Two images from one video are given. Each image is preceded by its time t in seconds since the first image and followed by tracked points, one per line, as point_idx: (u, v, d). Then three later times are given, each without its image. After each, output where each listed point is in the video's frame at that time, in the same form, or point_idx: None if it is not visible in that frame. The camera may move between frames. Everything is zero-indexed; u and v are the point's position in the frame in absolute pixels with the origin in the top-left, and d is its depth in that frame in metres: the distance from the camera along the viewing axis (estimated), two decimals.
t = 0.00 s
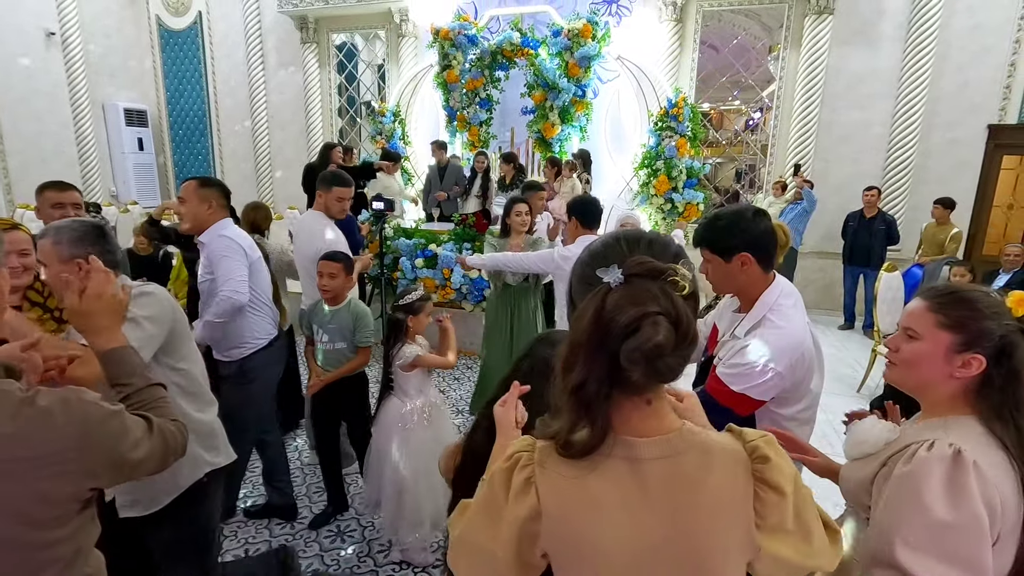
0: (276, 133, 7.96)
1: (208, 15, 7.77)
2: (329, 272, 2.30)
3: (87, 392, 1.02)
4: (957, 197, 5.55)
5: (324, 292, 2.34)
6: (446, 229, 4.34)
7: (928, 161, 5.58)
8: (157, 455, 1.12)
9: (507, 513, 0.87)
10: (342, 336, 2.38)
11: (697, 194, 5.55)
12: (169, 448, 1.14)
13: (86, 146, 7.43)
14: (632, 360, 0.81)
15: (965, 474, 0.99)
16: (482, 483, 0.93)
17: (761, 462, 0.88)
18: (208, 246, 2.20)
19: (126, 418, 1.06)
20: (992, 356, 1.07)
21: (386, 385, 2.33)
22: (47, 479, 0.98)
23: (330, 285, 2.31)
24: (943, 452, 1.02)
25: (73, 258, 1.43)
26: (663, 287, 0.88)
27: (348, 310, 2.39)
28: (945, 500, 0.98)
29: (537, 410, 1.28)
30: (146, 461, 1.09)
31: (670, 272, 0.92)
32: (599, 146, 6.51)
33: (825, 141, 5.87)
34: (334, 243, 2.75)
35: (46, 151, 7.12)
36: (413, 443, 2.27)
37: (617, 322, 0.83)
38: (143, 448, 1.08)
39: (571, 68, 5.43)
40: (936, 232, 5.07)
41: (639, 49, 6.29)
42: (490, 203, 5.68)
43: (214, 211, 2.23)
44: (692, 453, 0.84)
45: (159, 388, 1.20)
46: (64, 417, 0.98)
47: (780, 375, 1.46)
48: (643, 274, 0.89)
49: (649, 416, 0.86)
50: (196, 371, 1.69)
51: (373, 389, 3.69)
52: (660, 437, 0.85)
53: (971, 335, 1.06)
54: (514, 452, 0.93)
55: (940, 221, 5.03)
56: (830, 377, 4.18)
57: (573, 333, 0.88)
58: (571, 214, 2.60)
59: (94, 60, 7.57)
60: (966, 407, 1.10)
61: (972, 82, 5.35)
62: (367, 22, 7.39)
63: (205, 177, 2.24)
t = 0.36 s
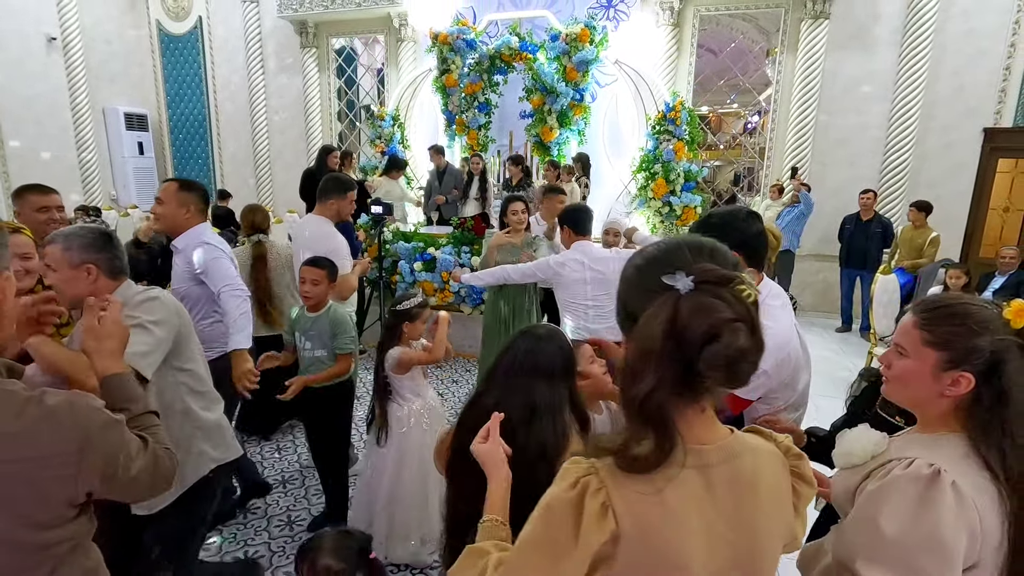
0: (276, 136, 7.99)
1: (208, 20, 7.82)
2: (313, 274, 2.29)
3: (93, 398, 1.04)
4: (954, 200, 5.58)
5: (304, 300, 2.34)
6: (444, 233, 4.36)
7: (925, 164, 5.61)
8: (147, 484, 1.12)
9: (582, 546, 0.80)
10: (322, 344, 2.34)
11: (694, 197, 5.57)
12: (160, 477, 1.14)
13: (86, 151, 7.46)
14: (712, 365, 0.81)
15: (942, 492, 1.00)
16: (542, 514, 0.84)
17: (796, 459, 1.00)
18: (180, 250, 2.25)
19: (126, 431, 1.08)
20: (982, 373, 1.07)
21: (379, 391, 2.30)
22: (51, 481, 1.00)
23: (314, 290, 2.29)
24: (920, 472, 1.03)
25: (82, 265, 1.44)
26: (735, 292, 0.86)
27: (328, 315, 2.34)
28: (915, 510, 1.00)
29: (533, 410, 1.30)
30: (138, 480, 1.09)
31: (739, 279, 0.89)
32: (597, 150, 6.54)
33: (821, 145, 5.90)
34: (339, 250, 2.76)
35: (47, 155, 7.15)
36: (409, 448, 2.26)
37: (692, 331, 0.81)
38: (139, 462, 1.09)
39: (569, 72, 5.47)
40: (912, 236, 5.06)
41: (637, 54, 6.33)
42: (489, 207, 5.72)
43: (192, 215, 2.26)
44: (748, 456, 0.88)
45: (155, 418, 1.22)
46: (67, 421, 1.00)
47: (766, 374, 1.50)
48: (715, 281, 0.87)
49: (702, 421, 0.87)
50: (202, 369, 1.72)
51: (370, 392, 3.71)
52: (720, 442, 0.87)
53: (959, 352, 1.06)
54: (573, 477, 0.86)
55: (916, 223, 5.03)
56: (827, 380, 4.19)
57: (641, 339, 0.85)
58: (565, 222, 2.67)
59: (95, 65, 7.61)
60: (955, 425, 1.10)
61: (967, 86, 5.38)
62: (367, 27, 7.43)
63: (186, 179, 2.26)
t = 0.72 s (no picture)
0: (276, 139, 8.02)
1: (209, 22, 7.84)
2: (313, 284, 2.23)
3: (99, 385, 0.99)
4: (951, 202, 5.61)
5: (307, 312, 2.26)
6: (445, 235, 4.38)
7: (922, 167, 5.65)
8: (166, 458, 1.07)
9: (659, 537, 0.77)
10: (318, 358, 2.27)
11: (694, 200, 5.61)
12: (178, 449, 1.09)
13: (87, 152, 7.49)
14: (796, 367, 0.77)
15: (955, 519, 0.98)
16: (621, 503, 0.80)
17: (850, 461, 0.95)
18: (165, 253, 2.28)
19: (135, 411, 1.01)
20: (958, 373, 1.04)
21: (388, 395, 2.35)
22: (71, 466, 0.96)
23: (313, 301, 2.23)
24: (934, 495, 1.01)
25: (143, 252, 1.52)
26: (814, 298, 0.84)
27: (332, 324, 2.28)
28: (927, 543, 0.99)
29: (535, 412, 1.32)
30: (154, 457, 1.03)
31: (815, 286, 0.86)
32: (596, 152, 6.56)
33: (820, 148, 5.94)
34: (344, 252, 2.77)
35: (47, 158, 7.16)
36: (417, 451, 2.28)
37: (775, 336, 0.77)
38: (154, 441, 1.03)
39: (568, 75, 5.49)
40: (898, 238, 4.83)
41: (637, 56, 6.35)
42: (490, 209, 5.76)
43: (182, 215, 2.28)
44: (808, 453, 0.81)
45: (168, 390, 1.14)
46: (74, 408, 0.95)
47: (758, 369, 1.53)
48: (796, 286, 0.82)
49: (769, 418, 0.82)
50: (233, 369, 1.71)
51: (376, 391, 3.75)
52: (782, 437, 0.81)
53: (909, 343, 1.09)
54: (643, 466, 0.81)
55: (900, 227, 4.81)
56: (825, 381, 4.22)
57: (724, 339, 0.79)
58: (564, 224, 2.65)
59: (96, 68, 7.63)
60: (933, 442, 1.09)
61: (964, 90, 5.42)
62: (367, 30, 7.46)
63: (172, 180, 2.27)
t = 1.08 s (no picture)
0: (274, 138, 8.00)
1: (207, 21, 7.81)
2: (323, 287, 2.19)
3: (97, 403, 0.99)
4: (949, 204, 5.64)
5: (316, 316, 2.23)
6: (444, 235, 4.37)
7: (921, 168, 5.67)
8: (147, 503, 1.06)
9: (698, 522, 0.73)
10: (324, 360, 2.24)
11: (693, 201, 5.59)
12: (158, 496, 1.09)
13: (84, 151, 7.46)
14: (863, 358, 0.74)
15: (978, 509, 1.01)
16: (662, 481, 0.77)
17: (907, 473, 0.88)
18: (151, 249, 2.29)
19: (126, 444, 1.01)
20: (980, 363, 1.08)
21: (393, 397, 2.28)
22: (59, 483, 0.93)
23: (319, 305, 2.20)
24: (955, 488, 1.03)
25: (191, 245, 1.59)
26: (878, 291, 0.80)
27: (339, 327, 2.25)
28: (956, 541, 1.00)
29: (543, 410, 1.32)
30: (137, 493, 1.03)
31: (879, 278, 0.83)
32: (595, 153, 6.58)
33: (818, 149, 5.95)
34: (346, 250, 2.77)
35: (44, 156, 7.13)
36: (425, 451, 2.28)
37: (840, 329, 0.75)
38: (139, 476, 1.03)
39: (567, 75, 5.50)
40: (877, 244, 4.89)
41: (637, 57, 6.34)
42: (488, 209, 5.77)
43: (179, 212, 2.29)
44: (858, 457, 0.79)
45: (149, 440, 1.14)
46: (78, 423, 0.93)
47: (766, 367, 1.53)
48: (860, 277, 0.79)
49: (818, 417, 0.80)
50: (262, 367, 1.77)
51: (377, 390, 3.76)
52: (832, 439, 0.79)
53: (919, 340, 1.13)
54: (686, 447, 0.79)
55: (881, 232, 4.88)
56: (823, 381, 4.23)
57: (782, 331, 0.77)
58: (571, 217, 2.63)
59: (93, 66, 7.61)
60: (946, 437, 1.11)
61: (962, 92, 5.44)
62: (366, 29, 7.45)
63: (165, 177, 2.28)
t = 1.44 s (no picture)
0: (271, 137, 7.98)
1: (203, 19, 7.78)
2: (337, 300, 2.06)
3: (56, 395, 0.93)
4: (944, 205, 5.67)
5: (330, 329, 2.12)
6: (442, 234, 4.37)
7: (916, 169, 5.70)
8: (133, 488, 1.02)
9: (679, 535, 0.73)
10: (337, 373, 2.12)
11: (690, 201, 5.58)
12: (146, 478, 1.05)
13: (79, 150, 7.40)
14: (872, 367, 0.71)
15: (969, 512, 1.02)
16: (643, 494, 0.77)
17: (927, 492, 0.83)
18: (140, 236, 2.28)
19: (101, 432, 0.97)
20: (980, 364, 1.10)
21: (397, 379, 2.30)
22: (23, 480, 0.91)
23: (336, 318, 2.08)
24: (947, 492, 1.04)
25: (207, 243, 1.58)
26: (887, 294, 0.79)
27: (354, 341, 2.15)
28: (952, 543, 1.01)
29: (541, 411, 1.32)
30: (120, 479, 0.99)
31: (887, 280, 0.81)
32: (592, 153, 6.59)
33: (815, 150, 5.97)
34: (342, 250, 2.76)
35: (38, 154, 7.09)
36: (428, 438, 2.29)
37: (847, 336, 0.72)
38: (120, 461, 0.99)
39: (565, 75, 5.50)
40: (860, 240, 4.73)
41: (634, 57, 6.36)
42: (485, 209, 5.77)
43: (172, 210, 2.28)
44: (867, 473, 0.76)
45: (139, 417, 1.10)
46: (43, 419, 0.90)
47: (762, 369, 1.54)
48: (866, 278, 0.78)
49: (823, 430, 0.77)
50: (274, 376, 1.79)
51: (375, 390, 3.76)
52: (838, 454, 0.76)
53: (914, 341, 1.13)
54: (674, 457, 0.79)
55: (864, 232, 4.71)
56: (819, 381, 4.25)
57: (785, 337, 0.75)
58: (580, 214, 2.61)
59: (88, 64, 7.56)
60: (943, 439, 1.12)
61: (958, 94, 5.46)
62: (363, 28, 7.43)
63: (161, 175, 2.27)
